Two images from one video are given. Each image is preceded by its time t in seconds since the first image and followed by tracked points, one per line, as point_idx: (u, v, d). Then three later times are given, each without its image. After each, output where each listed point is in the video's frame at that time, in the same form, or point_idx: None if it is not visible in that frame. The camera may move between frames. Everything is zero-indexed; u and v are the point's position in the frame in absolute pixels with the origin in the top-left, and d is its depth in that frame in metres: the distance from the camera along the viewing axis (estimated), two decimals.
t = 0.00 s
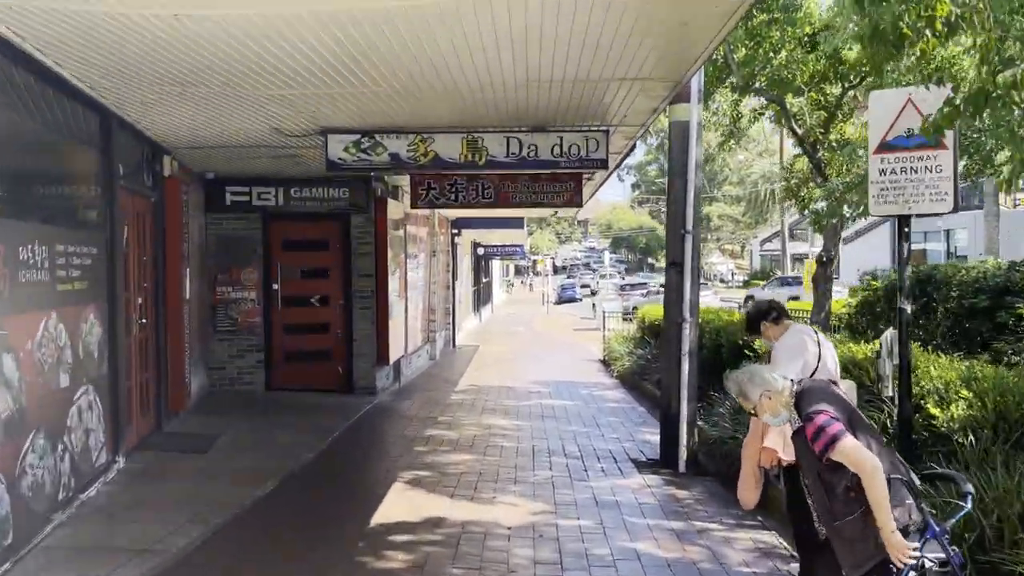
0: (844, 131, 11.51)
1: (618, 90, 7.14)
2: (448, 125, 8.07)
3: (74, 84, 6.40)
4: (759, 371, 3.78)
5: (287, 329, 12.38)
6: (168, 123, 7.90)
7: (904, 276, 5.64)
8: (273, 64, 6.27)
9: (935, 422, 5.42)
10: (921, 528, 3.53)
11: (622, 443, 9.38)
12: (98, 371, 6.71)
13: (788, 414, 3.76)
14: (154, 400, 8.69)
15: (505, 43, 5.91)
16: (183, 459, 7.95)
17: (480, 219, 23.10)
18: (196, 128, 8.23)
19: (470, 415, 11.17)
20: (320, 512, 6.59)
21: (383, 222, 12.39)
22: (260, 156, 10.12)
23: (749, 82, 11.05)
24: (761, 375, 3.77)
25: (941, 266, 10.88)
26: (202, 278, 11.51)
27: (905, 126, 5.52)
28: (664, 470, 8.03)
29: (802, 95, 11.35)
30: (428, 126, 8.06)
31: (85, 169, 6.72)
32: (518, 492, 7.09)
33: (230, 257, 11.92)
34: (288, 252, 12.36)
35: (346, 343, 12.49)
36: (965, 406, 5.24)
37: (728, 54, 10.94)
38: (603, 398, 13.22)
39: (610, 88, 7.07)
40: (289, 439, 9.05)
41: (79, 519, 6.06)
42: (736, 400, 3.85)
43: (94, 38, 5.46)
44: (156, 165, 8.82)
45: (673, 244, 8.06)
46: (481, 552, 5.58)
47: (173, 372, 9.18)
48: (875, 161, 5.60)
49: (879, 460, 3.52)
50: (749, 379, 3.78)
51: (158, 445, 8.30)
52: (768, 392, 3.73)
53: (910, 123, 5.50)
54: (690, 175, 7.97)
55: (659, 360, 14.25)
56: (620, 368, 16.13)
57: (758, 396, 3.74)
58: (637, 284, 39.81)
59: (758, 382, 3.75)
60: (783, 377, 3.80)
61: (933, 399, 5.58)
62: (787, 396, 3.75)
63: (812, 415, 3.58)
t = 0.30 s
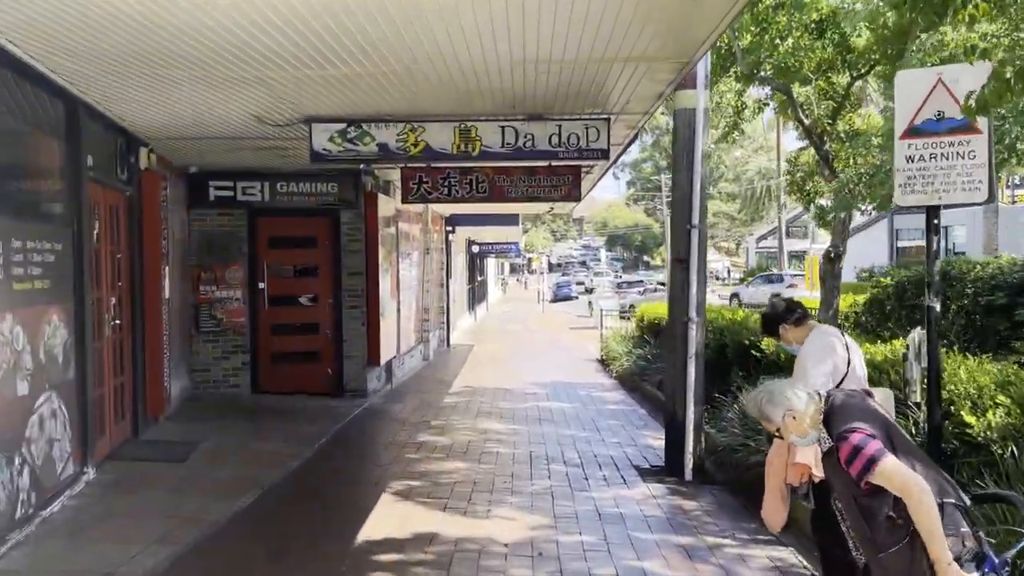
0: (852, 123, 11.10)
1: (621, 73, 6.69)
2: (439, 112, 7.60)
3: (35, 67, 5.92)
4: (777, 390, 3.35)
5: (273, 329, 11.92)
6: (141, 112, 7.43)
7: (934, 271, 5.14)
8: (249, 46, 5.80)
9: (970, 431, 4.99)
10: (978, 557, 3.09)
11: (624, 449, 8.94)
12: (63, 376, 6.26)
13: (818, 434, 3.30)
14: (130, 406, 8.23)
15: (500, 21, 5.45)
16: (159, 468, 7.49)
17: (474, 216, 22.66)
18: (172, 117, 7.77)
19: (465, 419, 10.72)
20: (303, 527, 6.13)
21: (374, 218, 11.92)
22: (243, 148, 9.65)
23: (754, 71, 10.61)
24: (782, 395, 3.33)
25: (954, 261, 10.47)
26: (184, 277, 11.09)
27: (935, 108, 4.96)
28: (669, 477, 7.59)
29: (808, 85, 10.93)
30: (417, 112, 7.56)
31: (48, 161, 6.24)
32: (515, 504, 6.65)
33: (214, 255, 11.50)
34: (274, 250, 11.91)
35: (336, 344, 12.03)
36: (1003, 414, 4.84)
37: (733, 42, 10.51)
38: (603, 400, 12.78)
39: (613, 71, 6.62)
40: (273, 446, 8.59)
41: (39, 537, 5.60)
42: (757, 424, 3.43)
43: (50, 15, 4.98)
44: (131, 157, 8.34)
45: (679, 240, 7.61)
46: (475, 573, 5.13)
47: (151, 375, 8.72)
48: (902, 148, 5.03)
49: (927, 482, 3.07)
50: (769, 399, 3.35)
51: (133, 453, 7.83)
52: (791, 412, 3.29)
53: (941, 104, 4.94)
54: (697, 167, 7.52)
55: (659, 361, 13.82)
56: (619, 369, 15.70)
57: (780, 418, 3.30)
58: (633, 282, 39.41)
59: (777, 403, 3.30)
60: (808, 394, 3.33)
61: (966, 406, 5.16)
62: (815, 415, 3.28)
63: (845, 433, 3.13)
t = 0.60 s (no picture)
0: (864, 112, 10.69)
1: (630, 52, 6.26)
2: (435, 96, 7.17)
3: None
4: (819, 406, 2.85)
5: (263, 328, 11.47)
6: (118, 96, 6.97)
7: (976, 263, 4.64)
8: (230, 22, 5.34)
9: (1019, 438, 4.57)
10: None
11: (630, 453, 8.52)
12: (30, 379, 5.82)
13: (869, 453, 2.82)
14: (108, 409, 7.78)
15: None
16: (138, 476, 7.04)
17: (470, 212, 22.22)
18: (151, 103, 7.32)
19: (462, 421, 10.28)
20: (290, 541, 5.69)
21: (367, 211, 11.46)
22: (229, 138, 9.20)
23: (764, 57, 10.19)
24: (825, 413, 2.82)
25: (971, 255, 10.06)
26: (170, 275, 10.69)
27: (977, 85, 4.15)
28: (680, 484, 7.17)
29: (818, 72, 10.51)
30: (412, 97, 7.15)
31: (14, 147, 5.78)
32: (518, 514, 6.21)
33: (201, 251, 11.06)
34: (264, 245, 11.44)
35: (328, 342, 11.57)
36: None
37: (741, 27, 10.07)
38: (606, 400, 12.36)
39: (621, 49, 6.19)
40: (261, 450, 8.15)
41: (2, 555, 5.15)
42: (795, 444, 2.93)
43: None
44: (109, 145, 7.89)
45: (689, 232, 7.19)
46: None
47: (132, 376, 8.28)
48: (938, 130, 4.22)
49: (1005, 505, 2.63)
50: (809, 418, 2.84)
51: (112, 459, 7.39)
52: (836, 433, 2.79)
53: (983, 81, 4.13)
54: (710, 154, 7.09)
55: (663, 359, 13.41)
56: (620, 367, 15.28)
57: (824, 441, 2.80)
58: (631, 279, 39.03)
59: (820, 423, 2.80)
60: (854, 409, 2.84)
61: (1013, 410, 4.73)
62: (862, 432, 2.80)
63: (903, 451, 2.68)
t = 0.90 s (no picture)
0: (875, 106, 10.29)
1: (637, 37, 5.82)
2: (428, 88, 6.74)
3: None
4: (877, 438, 2.55)
5: (250, 332, 11.02)
6: (88, 87, 6.53)
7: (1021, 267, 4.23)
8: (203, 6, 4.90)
9: None
10: None
11: (635, 465, 8.09)
12: None
13: (943, 494, 2.48)
14: (80, 420, 7.34)
15: None
16: (110, 492, 6.59)
17: (466, 211, 21.79)
18: (125, 95, 6.88)
19: (458, 429, 9.85)
20: (272, 566, 5.25)
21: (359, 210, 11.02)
22: (212, 134, 8.76)
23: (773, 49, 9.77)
24: (886, 447, 2.52)
25: (989, 255, 9.64)
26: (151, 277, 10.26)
27: (1020, 72, 4.13)
28: (690, 499, 6.75)
29: (827, 65, 10.11)
30: (403, 88, 6.72)
31: None
32: (517, 536, 5.77)
33: (185, 252, 10.64)
34: (251, 245, 10.99)
35: (318, 347, 11.12)
36: None
37: (750, 17, 9.65)
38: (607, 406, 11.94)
39: (629, 35, 5.75)
40: (245, 463, 7.71)
41: None
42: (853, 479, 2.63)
43: None
44: (81, 140, 7.46)
45: (699, 233, 6.77)
46: None
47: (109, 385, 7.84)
48: (980, 118, 4.21)
49: None
50: (869, 452, 2.53)
51: (84, 475, 6.94)
52: (900, 472, 2.48)
53: None
54: (720, 149, 6.67)
55: (666, 363, 12.99)
56: (620, 370, 14.86)
57: (888, 481, 2.49)
58: (629, 279, 38.65)
59: (880, 461, 2.49)
60: (918, 442, 2.52)
61: None
62: (930, 470, 2.48)
63: (986, 497, 2.32)
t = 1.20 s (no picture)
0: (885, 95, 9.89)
1: (643, 15, 5.42)
2: (418, 70, 6.32)
3: None
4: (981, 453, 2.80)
5: (235, 331, 10.58)
6: (54, 69, 6.11)
7: None
8: None
9: None
10: None
11: (639, 471, 7.67)
12: None
13: None
14: (49, 425, 6.91)
15: None
16: (78, 503, 6.16)
17: (462, 208, 21.39)
18: (96, 79, 6.47)
19: (452, 433, 9.43)
20: None
21: (349, 205, 10.59)
22: (193, 123, 8.35)
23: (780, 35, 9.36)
24: (993, 463, 2.76)
25: (1006, 250, 9.24)
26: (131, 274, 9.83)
27: None
28: (697, 509, 6.33)
29: (836, 53, 9.72)
30: (392, 70, 6.29)
31: None
32: (514, 550, 5.35)
33: (167, 248, 10.20)
34: (237, 241, 10.55)
35: (306, 347, 10.68)
36: None
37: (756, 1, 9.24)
38: (607, 408, 11.52)
39: (634, 11, 5.34)
40: (225, 470, 7.28)
41: None
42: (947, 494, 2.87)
43: None
44: (51, 127, 7.03)
45: (707, 225, 6.37)
46: None
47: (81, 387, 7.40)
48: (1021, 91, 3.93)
49: None
50: (969, 466, 2.79)
51: (52, 483, 6.52)
52: (1007, 489, 2.73)
53: None
54: (729, 135, 6.25)
55: (667, 363, 12.58)
56: (619, 371, 14.45)
57: (991, 496, 2.74)
58: (627, 278, 38.30)
59: (983, 474, 2.75)
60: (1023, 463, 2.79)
61: None
62: None
63: None
